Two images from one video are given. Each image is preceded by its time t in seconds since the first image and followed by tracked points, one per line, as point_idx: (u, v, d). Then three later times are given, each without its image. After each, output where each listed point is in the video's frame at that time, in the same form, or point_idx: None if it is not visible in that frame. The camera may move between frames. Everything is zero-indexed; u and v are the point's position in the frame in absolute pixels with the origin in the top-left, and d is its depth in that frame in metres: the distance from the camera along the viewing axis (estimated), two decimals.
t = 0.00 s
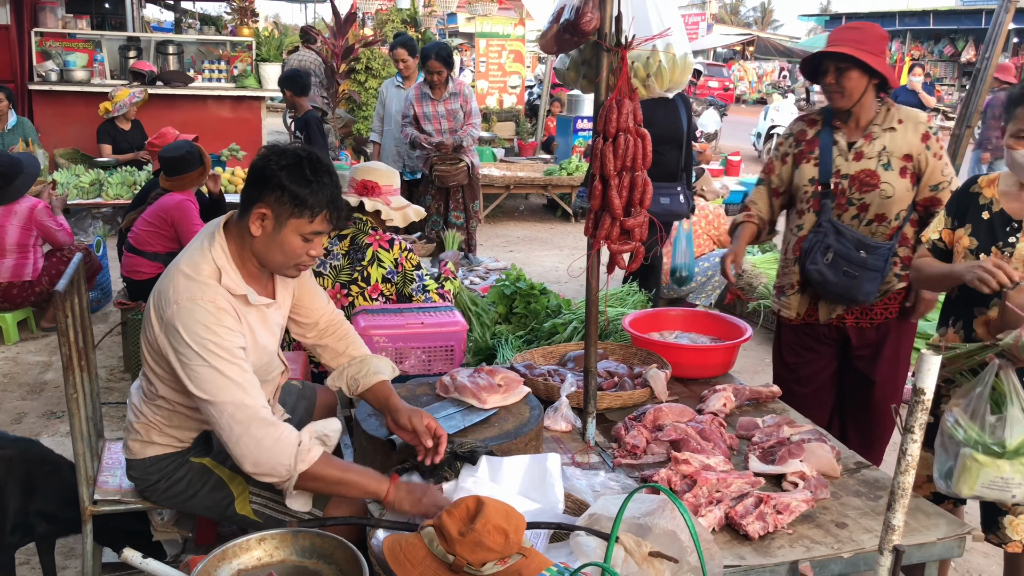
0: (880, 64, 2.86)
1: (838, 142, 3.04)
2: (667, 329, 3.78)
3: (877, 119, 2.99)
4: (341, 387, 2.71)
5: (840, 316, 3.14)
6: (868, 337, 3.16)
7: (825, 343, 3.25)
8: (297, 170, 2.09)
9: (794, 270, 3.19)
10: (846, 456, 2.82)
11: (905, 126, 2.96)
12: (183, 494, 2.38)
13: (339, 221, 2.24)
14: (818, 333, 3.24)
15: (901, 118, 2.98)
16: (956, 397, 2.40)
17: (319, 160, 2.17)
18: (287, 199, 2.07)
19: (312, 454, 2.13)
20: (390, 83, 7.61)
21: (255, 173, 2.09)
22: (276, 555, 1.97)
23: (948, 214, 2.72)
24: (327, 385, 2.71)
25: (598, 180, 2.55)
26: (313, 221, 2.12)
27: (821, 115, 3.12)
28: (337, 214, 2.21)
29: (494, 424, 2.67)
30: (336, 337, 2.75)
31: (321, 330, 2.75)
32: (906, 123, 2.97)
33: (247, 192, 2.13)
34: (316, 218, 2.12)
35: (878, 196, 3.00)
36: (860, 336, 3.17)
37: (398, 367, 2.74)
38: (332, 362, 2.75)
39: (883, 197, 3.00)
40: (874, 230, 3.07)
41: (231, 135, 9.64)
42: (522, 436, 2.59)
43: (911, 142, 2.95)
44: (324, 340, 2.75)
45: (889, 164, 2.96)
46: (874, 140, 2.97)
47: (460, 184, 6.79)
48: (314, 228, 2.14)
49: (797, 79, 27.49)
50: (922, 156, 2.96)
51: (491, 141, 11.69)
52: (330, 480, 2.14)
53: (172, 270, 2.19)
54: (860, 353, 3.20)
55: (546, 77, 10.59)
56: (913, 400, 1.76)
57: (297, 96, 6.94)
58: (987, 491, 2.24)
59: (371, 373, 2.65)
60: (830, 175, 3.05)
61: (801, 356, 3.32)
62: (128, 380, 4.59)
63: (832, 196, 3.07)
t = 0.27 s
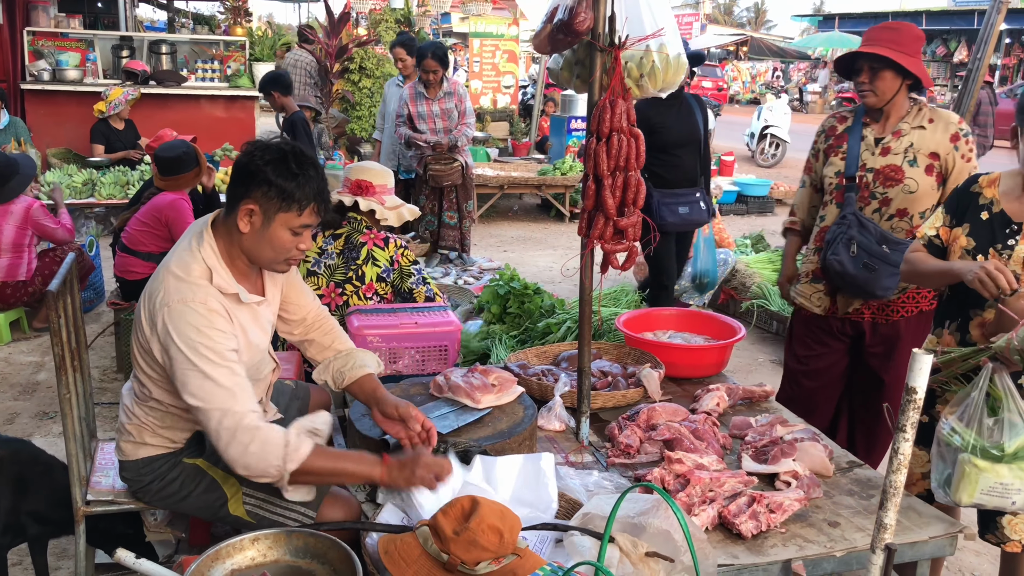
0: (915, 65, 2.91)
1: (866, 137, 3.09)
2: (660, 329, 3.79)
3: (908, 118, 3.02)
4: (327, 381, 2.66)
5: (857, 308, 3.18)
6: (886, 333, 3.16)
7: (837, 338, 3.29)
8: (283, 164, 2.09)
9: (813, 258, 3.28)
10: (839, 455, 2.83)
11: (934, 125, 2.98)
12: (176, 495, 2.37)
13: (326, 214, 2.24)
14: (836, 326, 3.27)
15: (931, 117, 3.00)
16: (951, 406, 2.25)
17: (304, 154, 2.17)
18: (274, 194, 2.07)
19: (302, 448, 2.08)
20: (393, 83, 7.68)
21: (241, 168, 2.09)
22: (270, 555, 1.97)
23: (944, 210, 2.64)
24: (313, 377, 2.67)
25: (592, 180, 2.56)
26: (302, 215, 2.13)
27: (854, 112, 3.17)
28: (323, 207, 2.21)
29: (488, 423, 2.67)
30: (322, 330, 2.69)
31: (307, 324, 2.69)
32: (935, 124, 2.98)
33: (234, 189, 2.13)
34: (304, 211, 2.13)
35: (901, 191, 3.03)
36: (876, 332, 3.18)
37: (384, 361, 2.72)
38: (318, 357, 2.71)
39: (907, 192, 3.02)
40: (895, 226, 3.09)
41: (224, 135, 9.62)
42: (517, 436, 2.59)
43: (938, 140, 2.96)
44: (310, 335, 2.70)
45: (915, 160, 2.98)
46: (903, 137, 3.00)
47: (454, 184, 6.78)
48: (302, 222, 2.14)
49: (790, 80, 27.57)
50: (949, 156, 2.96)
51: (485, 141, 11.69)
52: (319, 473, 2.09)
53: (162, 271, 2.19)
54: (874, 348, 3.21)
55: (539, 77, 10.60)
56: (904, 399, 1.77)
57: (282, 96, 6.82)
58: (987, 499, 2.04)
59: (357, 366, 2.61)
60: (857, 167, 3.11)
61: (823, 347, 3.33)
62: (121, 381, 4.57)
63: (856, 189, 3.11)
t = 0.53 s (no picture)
0: (941, 68, 2.91)
1: (879, 137, 3.11)
2: (658, 331, 3.80)
3: (924, 118, 3.01)
4: (320, 381, 2.67)
5: (855, 305, 3.21)
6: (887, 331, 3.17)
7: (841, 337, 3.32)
8: (269, 161, 2.10)
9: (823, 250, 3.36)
10: (837, 457, 2.84)
11: (947, 128, 2.96)
12: (174, 496, 2.37)
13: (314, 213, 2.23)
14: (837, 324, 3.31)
15: (946, 120, 2.97)
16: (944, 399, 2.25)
17: (292, 151, 2.18)
18: (262, 190, 2.08)
19: (251, 441, 2.10)
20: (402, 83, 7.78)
21: (229, 165, 2.10)
22: (269, 557, 1.97)
23: (948, 211, 2.64)
24: (309, 380, 2.68)
25: (590, 182, 2.56)
26: (289, 211, 2.13)
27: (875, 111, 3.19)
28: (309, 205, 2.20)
29: (487, 425, 2.68)
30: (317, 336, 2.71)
31: (301, 335, 2.70)
32: (950, 126, 2.96)
33: (221, 186, 2.14)
34: (291, 207, 2.13)
35: (905, 190, 3.02)
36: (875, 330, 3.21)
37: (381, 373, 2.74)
38: (314, 359, 2.73)
39: (911, 190, 3.01)
40: (898, 225, 3.08)
41: (222, 137, 9.61)
42: (515, 438, 2.59)
43: (947, 142, 2.94)
44: (303, 341, 2.71)
45: (922, 160, 2.97)
46: (915, 137, 2.99)
47: (452, 185, 6.79)
48: (290, 218, 2.14)
49: (787, 82, 27.60)
50: (957, 159, 2.94)
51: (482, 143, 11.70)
52: (274, 458, 2.15)
53: (150, 269, 2.20)
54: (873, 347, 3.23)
55: (537, 79, 10.61)
56: (901, 400, 1.78)
57: (269, 103, 6.54)
58: (956, 491, 2.08)
59: (352, 372, 2.65)
60: (866, 165, 3.13)
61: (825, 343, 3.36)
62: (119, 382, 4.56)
63: (863, 185, 3.15)
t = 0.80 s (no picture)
0: (959, 73, 2.91)
1: (888, 139, 3.11)
2: (659, 333, 3.80)
3: (934, 123, 2.99)
4: (313, 376, 2.69)
5: (849, 303, 3.23)
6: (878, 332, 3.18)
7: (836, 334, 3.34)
8: (253, 158, 2.11)
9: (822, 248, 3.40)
10: (838, 460, 2.84)
11: (956, 134, 2.93)
12: (176, 498, 2.37)
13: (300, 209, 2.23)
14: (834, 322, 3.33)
15: (955, 126, 2.94)
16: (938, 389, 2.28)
17: (275, 147, 2.18)
18: (246, 187, 2.09)
19: (248, 436, 2.13)
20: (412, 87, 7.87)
21: (215, 164, 2.11)
22: (272, 558, 1.97)
23: (952, 215, 2.65)
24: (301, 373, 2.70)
25: (592, 186, 2.56)
26: (275, 208, 2.14)
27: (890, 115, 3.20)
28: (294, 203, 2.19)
29: (489, 427, 2.68)
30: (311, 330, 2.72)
31: (293, 324, 2.70)
32: (957, 133, 2.93)
33: (208, 186, 2.15)
34: (278, 203, 2.14)
35: (905, 193, 3.02)
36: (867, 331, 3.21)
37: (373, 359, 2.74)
38: (305, 352, 2.74)
39: (910, 194, 3.01)
40: (895, 227, 3.09)
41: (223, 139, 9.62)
42: (516, 440, 2.59)
43: (949, 148, 2.93)
44: (296, 333, 2.72)
45: (924, 164, 2.97)
46: (921, 141, 2.98)
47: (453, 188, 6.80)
48: (278, 214, 2.15)
49: (787, 85, 27.61)
50: (958, 167, 2.92)
51: (483, 145, 11.70)
52: (266, 451, 2.17)
53: (139, 270, 2.20)
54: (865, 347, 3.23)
55: (538, 82, 10.62)
56: (903, 404, 1.78)
57: (270, 105, 6.53)
58: (931, 484, 2.12)
59: (344, 361, 2.66)
60: (872, 166, 3.14)
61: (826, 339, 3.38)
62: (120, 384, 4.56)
63: (865, 185, 3.16)
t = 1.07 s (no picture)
0: (964, 75, 2.91)
1: (889, 142, 3.11)
2: (663, 335, 3.80)
3: (936, 126, 2.96)
4: (313, 376, 2.69)
5: (848, 306, 3.24)
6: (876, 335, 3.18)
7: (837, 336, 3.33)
8: (247, 153, 2.14)
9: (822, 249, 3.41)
10: (842, 462, 2.84)
11: (956, 137, 2.89)
12: (181, 499, 2.37)
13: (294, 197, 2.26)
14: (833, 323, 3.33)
15: (955, 129, 2.91)
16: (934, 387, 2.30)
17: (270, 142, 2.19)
18: (255, 180, 2.13)
19: (255, 438, 2.14)
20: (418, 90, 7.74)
21: (207, 164, 2.12)
22: (278, 560, 1.97)
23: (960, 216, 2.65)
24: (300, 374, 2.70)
25: (596, 188, 2.57)
26: (281, 197, 2.20)
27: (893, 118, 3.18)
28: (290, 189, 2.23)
29: (493, 429, 2.68)
30: (310, 329, 2.71)
31: (293, 322, 2.70)
32: (957, 136, 2.89)
33: (204, 185, 2.15)
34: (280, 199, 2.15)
35: (902, 197, 3.01)
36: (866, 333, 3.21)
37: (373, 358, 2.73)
38: (305, 353, 2.74)
39: (908, 199, 3.00)
40: (894, 231, 3.09)
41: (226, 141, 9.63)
42: (521, 442, 2.59)
43: (947, 151, 2.89)
44: (296, 332, 2.72)
45: (922, 168, 2.94)
46: (921, 145, 2.96)
47: (457, 189, 6.82)
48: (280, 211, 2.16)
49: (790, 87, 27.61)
50: (956, 171, 2.88)
51: (486, 147, 11.70)
52: (274, 455, 2.18)
53: (135, 272, 2.20)
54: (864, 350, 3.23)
55: (541, 84, 10.63)
56: (909, 407, 1.78)
57: (275, 105, 6.54)
58: (924, 486, 2.16)
59: (342, 361, 2.64)
60: (872, 169, 3.14)
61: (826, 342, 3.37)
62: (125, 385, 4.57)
63: (866, 188, 3.16)
